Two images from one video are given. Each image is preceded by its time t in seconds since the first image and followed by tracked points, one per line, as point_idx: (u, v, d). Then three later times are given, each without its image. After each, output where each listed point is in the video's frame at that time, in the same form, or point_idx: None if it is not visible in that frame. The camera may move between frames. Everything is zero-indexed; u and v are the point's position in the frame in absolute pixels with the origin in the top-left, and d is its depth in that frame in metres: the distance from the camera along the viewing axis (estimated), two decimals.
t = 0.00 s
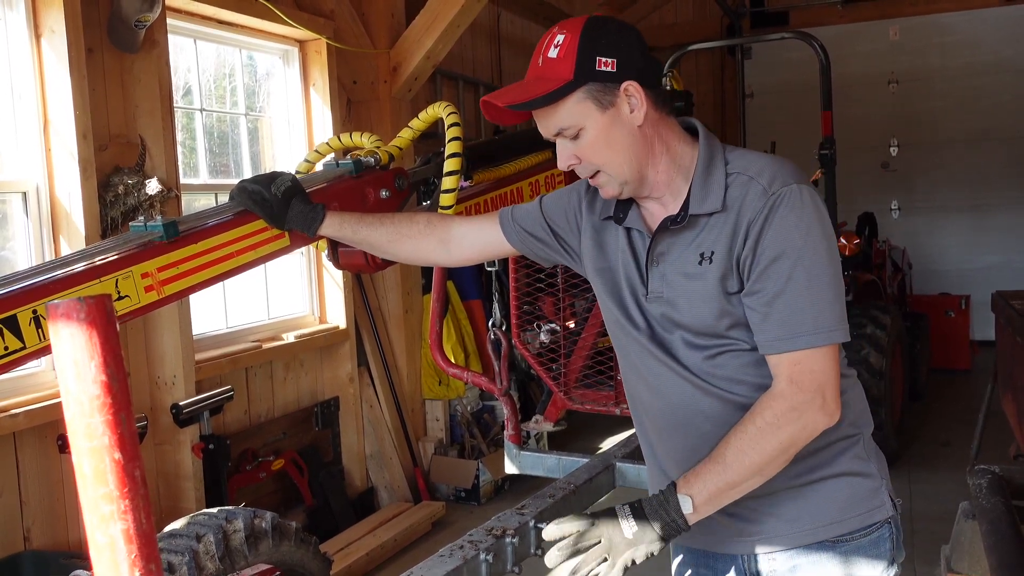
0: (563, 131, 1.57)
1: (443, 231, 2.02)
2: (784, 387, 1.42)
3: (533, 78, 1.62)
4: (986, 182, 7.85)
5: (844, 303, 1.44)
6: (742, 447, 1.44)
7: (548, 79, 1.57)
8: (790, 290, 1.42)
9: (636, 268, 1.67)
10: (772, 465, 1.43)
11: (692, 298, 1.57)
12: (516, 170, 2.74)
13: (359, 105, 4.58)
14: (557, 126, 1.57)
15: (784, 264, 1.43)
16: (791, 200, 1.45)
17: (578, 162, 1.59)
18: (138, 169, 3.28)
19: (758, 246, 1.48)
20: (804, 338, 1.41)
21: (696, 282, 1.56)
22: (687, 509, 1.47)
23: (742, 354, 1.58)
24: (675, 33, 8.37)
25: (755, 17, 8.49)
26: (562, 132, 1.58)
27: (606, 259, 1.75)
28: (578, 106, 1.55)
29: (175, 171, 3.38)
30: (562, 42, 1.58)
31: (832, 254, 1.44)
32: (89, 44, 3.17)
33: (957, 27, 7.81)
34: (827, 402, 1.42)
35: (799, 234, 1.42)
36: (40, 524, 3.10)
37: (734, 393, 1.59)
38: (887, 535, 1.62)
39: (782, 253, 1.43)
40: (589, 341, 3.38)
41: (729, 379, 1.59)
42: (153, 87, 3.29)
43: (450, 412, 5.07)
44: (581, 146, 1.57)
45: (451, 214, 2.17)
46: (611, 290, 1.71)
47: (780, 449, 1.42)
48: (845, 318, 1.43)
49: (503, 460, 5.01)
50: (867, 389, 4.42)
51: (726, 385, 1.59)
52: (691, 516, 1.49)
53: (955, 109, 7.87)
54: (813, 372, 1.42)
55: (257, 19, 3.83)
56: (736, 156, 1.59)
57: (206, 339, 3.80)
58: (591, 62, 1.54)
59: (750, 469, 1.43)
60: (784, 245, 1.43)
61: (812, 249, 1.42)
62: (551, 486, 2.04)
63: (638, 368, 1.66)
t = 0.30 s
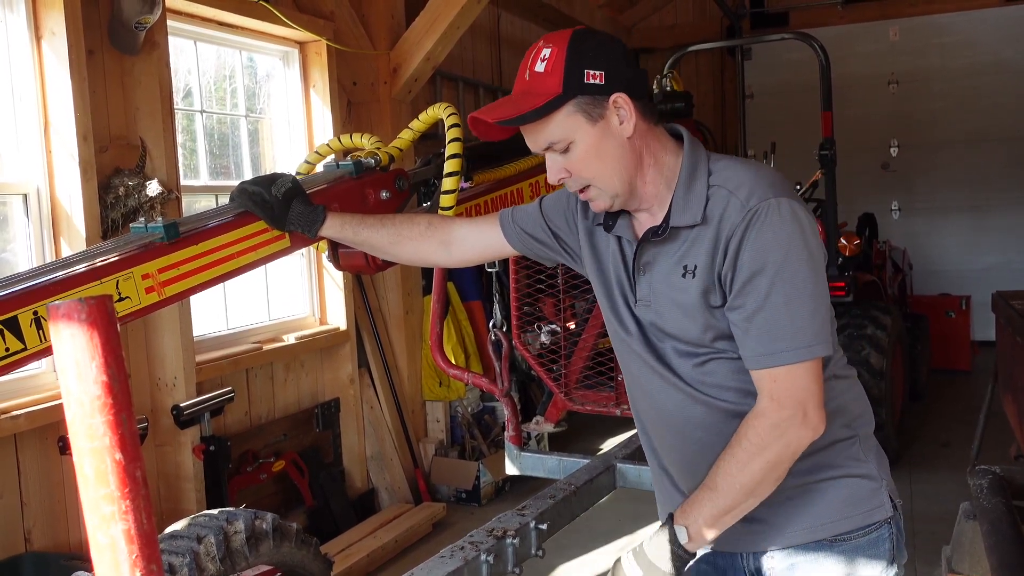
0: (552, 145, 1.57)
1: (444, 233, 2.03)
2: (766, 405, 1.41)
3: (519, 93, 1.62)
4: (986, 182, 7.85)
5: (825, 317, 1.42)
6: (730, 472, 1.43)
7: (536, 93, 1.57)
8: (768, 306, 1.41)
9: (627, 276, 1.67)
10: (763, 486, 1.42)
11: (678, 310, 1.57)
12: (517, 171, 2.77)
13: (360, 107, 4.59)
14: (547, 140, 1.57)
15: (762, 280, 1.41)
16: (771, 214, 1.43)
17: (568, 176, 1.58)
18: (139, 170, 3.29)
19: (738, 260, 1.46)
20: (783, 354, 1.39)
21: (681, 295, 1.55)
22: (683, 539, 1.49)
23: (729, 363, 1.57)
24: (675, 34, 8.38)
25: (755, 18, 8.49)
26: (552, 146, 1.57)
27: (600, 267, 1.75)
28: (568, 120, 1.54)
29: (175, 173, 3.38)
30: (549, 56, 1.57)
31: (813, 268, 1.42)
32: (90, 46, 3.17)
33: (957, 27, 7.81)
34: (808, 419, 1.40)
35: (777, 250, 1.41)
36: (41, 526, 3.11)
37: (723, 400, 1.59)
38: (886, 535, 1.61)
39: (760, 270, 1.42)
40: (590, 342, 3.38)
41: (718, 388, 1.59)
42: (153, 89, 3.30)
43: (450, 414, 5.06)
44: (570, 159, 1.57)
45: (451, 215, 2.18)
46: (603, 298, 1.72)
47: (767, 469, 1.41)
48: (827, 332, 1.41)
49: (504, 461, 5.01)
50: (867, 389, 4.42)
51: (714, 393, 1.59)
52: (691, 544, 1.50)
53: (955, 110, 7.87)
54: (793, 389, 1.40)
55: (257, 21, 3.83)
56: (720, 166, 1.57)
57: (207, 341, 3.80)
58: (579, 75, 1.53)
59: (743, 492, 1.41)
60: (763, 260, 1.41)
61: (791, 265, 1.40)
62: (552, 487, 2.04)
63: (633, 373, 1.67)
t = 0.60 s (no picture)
0: (541, 163, 1.55)
1: (445, 237, 2.04)
2: (704, 436, 1.37)
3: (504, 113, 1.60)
4: (986, 183, 7.85)
5: (778, 351, 1.36)
6: (672, 506, 1.38)
7: (523, 111, 1.54)
8: (717, 339, 1.36)
9: (611, 293, 1.66)
10: (708, 520, 1.37)
11: (660, 333, 1.55)
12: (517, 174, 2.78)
13: (360, 109, 4.59)
14: (535, 158, 1.55)
15: (715, 312, 1.37)
16: (733, 244, 1.37)
17: (556, 197, 1.56)
18: (141, 174, 3.29)
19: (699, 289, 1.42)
20: (725, 388, 1.34)
21: (658, 320, 1.54)
22: None
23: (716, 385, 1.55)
24: (675, 36, 8.38)
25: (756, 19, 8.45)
26: (541, 164, 1.55)
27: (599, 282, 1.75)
28: (556, 137, 1.52)
29: (177, 174, 3.40)
30: (533, 75, 1.56)
31: (772, 299, 1.35)
32: (91, 49, 3.18)
33: (957, 29, 7.81)
34: (746, 451, 1.36)
35: (732, 282, 1.35)
36: (43, 529, 3.11)
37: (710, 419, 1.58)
38: (888, 537, 1.61)
39: (716, 300, 1.37)
40: (591, 344, 3.37)
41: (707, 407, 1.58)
42: (154, 93, 3.31)
43: (451, 416, 5.06)
44: (559, 178, 1.55)
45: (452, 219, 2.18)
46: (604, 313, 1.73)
47: (708, 502, 1.36)
48: (779, 367, 1.36)
49: (505, 463, 5.01)
50: (868, 391, 4.43)
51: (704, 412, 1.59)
52: None
53: (955, 111, 7.87)
54: (732, 420, 1.35)
55: (258, 23, 3.83)
56: (699, 187, 1.51)
57: (208, 343, 3.80)
58: (567, 92, 1.52)
59: (686, 527, 1.36)
60: (717, 291, 1.37)
61: (745, 297, 1.34)
62: (553, 489, 2.04)
63: (634, 388, 1.68)
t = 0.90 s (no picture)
0: (565, 147, 1.55)
1: (447, 241, 2.04)
2: (679, 452, 1.38)
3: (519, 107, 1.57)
4: (988, 185, 7.84)
5: (755, 366, 1.35)
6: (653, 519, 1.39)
7: (546, 97, 1.54)
8: (694, 355, 1.35)
9: (603, 303, 1.63)
10: (691, 534, 1.39)
11: (649, 347, 1.54)
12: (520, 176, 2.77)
13: (363, 111, 4.58)
14: (560, 142, 1.55)
15: (690, 329, 1.35)
16: (709, 262, 1.34)
17: (576, 185, 1.56)
18: (143, 176, 3.30)
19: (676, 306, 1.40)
20: (703, 403, 1.34)
21: (645, 334, 1.52)
22: None
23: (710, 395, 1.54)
24: (678, 39, 8.39)
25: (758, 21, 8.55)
26: (564, 149, 1.55)
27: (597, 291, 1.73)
28: (581, 122, 1.55)
29: (179, 178, 3.42)
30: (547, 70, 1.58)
31: (748, 315, 1.33)
32: (94, 52, 3.19)
33: (959, 31, 7.81)
34: (719, 465, 1.37)
35: (707, 299, 1.33)
36: (46, 531, 3.11)
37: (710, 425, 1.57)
38: (893, 540, 1.61)
39: (691, 318, 1.36)
40: (593, 346, 3.37)
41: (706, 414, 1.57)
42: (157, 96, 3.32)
43: (454, 418, 5.06)
44: (582, 164, 1.55)
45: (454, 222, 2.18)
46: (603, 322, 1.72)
47: (686, 519, 1.38)
48: (757, 381, 1.35)
49: (508, 465, 5.00)
50: (872, 393, 4.42)
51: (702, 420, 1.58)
52: None
53: (957, 113, 7.86)
54: (705, 435, 1.36)
55: (260, 26, 3.83)
56: (683, 199, 1.47)
57: (211, 345, 3.81)
58: (586, 83, 1.57)
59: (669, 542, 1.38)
60: (693, 309, 1.35)
61: (718, 316, 1.33)
62: (556, 492, 2.04)
63: (636, 395, 1.68)
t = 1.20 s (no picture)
0: (573, 150, 1.54)
1: (449, 242, 2.04)
2: (686, 456, 1.38)
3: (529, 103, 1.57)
4: (992, 187, 7.83)
5: (762, 371, 1.34)
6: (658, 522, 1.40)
7: (556, 97, 1.51)
8: (701, 360, 1.35)
9: (606, 305, 1.63)
10: (694, 537, 1.39)
11: (654, 350, 1.53)
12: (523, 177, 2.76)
13: (365, 113, 4.58)
14: (569, 145, 1.53)
15: (697, 333, 1.35)
16: (716, 266, 1.34)
17: (584, 188, 1.55)
18: (146, 178, 3.31)
19: (683, 310, 1.40)
20: (709, 407, 1.34)
21: (650, 337, 1.52)
22: None
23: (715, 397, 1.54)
24: (680, 40, 8.39)
25: (760, 23, 8.47)
26: (573, 150, 1.54)
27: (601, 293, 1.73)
28: (590, 125, 1.53)
29: (182, 179, 3.40)
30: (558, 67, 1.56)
31: (756, 319, 1.33)
32: (97, 53, 3.19)
33: (963, 32, 7.80)
34: (726, 469, 1.36)
35: (714, 303, 1.33)
36: (49, 532, 3.12)
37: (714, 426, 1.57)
38: (896, 543, 1.61)
39: (698, 322, 1.35)
40: (595, 348, 3.37)
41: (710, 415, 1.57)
42: (160, 97, 3.32)
43: (457, 419, 5.07)
44: (590, 166, 1.54)
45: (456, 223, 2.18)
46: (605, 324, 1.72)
47: (691, 523, 1.38)
48: (764, 385, 1.35)
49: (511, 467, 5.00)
50: (874, 395, 4.41)
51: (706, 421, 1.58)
52: None
53: (960, 115, 7.85)
54: (711, 440, 1.35)
55: (263, 27, 3.83)
56: (689, 202, 1.47)
57: (214, 346, 3.81)
58: (597, 83, 1.55)
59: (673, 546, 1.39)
60: (700, 313, 1.35)
61: (726, 320, 1.33)
62: (558, 493, 2.04)
63: (638, 398, 1.67)
